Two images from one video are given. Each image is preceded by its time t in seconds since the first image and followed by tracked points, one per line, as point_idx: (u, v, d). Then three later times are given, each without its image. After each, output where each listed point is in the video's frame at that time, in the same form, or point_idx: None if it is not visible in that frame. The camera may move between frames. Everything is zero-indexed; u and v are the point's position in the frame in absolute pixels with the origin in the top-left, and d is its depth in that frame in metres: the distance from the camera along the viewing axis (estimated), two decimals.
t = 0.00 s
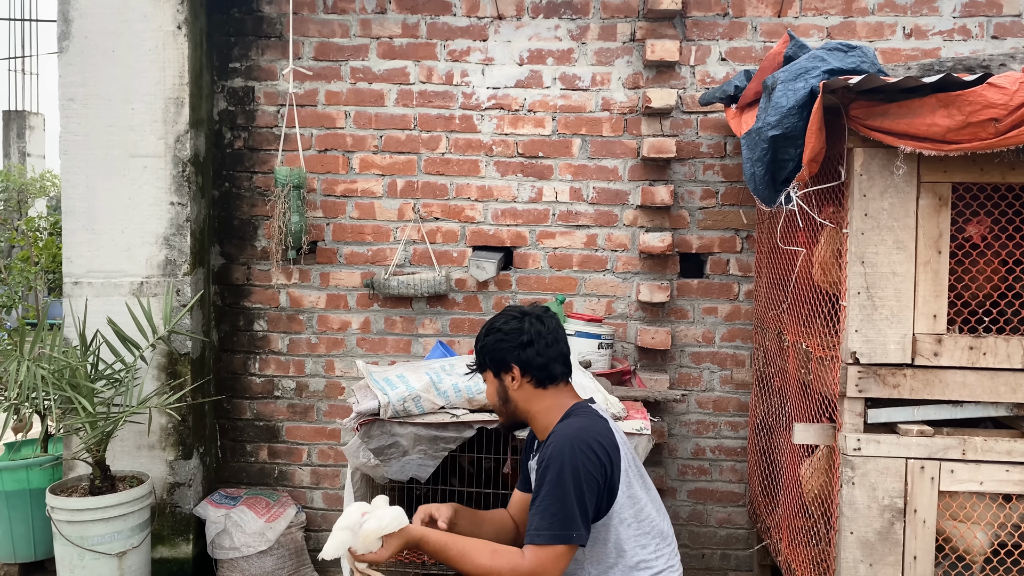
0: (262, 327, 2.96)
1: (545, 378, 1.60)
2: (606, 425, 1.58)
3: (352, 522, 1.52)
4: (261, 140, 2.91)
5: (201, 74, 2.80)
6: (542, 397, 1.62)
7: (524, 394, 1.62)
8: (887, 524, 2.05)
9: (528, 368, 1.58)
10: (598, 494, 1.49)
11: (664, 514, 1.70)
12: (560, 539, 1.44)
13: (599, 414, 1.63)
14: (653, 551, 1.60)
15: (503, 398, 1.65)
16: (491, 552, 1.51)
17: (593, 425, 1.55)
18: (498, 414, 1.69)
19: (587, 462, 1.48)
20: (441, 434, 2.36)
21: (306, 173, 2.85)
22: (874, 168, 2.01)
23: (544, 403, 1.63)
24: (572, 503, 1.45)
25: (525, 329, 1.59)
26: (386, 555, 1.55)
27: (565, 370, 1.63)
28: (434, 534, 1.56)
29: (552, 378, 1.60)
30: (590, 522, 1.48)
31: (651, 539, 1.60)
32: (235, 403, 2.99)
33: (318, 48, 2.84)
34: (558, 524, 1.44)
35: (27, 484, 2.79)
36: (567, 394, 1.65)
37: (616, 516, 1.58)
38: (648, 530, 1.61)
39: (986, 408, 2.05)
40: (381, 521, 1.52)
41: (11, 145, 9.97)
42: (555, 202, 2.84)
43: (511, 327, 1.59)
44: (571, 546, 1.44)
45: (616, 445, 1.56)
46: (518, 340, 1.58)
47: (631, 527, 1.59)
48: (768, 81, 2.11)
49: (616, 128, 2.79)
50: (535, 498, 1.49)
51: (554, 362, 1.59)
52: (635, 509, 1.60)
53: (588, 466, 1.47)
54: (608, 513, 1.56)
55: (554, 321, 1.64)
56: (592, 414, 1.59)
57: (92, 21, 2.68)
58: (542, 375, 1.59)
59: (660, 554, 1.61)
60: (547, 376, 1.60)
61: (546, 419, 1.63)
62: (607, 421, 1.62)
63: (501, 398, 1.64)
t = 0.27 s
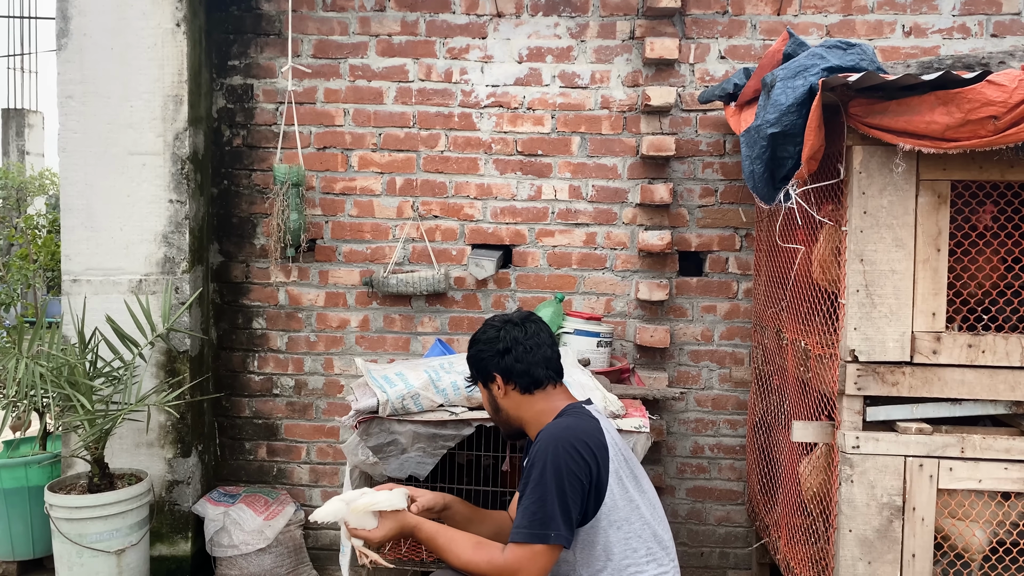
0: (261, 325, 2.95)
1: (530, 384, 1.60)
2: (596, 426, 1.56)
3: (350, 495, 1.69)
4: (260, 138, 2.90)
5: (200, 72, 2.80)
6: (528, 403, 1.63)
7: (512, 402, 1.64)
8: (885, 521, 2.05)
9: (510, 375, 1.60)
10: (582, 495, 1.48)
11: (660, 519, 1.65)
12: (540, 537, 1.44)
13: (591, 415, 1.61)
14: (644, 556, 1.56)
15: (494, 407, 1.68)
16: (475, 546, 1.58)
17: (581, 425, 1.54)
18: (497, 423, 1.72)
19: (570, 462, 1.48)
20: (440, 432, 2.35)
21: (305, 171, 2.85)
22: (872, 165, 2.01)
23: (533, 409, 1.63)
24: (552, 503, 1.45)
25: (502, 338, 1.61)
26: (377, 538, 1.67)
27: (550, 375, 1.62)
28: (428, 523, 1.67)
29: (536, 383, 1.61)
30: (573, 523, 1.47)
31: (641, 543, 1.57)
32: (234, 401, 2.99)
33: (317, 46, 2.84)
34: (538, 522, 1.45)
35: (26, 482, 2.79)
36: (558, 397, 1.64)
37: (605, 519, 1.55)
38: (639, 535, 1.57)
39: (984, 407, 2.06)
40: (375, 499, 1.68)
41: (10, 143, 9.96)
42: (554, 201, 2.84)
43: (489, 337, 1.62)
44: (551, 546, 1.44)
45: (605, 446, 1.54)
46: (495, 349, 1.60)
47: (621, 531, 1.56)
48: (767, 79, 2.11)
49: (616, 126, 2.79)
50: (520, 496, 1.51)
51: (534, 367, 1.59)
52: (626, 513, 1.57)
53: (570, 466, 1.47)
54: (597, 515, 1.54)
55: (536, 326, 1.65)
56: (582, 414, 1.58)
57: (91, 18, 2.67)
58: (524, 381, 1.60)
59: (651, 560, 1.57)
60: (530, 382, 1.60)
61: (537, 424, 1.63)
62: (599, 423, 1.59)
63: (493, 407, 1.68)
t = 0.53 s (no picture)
0: (261, 325, 2.96)
1: (524, 388, 1.60)
2: (589, 433, 1.54)
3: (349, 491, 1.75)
4: (259, 137, 2.91)
5: (199, 71, 2.80)
6: (524, 407, 1.62)
7: (509, 405, 1.64)
8: (884, 521, 2.05)
9: (504, 379, 1.60)
10: (569, 502, 1.46)
11: (657, 527, 1.62)
12: (525, 542, 1.44)
13: (586, 421, 1.58)
14: (633, 565, 1.54)
15: (492, 410, 1.69)
16: (463, 546, 1.60)
17: (573, 432, 1.51)
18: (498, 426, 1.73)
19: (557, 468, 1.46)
20: (439, 432, 2.35)
21: (304, 170, 2.85)
22: (871, 166, 2.01)
23: (530, 412, 1.62)
24: (538, 508, 1.44)
25: (494, 342, 1.62)
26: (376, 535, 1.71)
27: (545, 377, 1.62)
28: (427, 521, 1.69)
29: (530, 387, 1.60)
30: (560, 529, 1.46)
31: (631, 552, 1.54)
32: (233, 400, 2.99)
33: (316, 45, 2.84)
34: (523, 526, 1.45)
35: (25, 481, 2.79)
36: (556, 400, 1.63)
37: (595, 528, 1.53)
38: (630, 545, 1.54)
39: (983, 406, 2.06)
40: (374, 494, 1.76)
41: (9, 142, 9.96)
42: (553, 200, 2.84)
43: (482, 342, 1.64)
44: (535, 551, 1.43)
45: (597, 454, 1.51)
46: (488, 353, 1.61)
47: (612, 540, 1.53)
48: (766, 78, 2.11)
49: (615, 126, 2.79)
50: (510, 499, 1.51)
51: (527, 371, 1.59)
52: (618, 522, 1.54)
53: (557, 472, 1.45)
54: (587, 523, 1.52)
55: (529, 329, 1.65)
56: (577, 420, 1.56)
57: (90, 18, 2.67)
58: (518, 385, 1.60)
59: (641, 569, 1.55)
60: (525, 386, 1.60)
61: (535, 428, 1.62)
62: (594, 429, 1.56)
63: (491, 411, 1.69)
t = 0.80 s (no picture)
0: (260, 324, 2.95)
1: (518, 393, 1.60)
2: (582, 440, 1.51)
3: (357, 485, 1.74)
4: (258, 136, 2.90)
5: (198, 70, 2.79)
6: (519, 411, 1.62)
7: (505, 409, 1.64)
8: (884, 519, 2.05)
9: (497, 385, 1.60)
10: (556, 509, 1.46)
11: (653, 534, 1.59)
12: (510, 547, 1.45)
13: (582, 426, 1.56)
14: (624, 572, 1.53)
15: (491, 412, 1.69)
16: (454, 545, 1.61)
17: (564, 438, 1.50)
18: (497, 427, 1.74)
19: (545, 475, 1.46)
20: (439, 431, 2.35)
21: (303, 169, 2.85)
22: (871, 164, 2.01)
23: (526, 416, 1.62)
24: (524, 514, 1.44)
25: (487, 347, 1.61)
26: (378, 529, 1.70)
27: (539, 384, 1.60)
28: (427, 518, 1.70)
29: (524, 392, 1.59)
30: (547, 536, 1.45)
31: (622, 560, 1.53)
32: (233, 399, 2.99)
33: (315, 44, 2.84)
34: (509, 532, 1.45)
35: (24, 481, 2.79)
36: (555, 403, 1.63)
37: (586, 535, 1.51)
38: (622, 552, 1.53)
39: (983, 404, 2.06)
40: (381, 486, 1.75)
41: (8, 142, 9.96)
42: (553, 199, 2.83)
43: (477, 346, 1.63)
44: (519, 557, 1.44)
45: (588, 462, 1.49)
46: (482, 358, 1.61)
47: (603, 547, 1.52)
48: (766, 77, 2.11)
49: (614, 124, 2.79)
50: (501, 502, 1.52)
51: (518, 378, 1.58)
52: (610, 529, 1.53)
53: (544, 479, 1.44)
54: (577, 530, 1.51)
55: (524, 334, 1.62)
56: (572, 425, 1.54)
57: (89, 17, 2.67)
58: (511, 391, 1.60)
59: None
60: (518, 392, 1.59)
61: (530, 431, 1.63)
62: (588, 436, 1.54)
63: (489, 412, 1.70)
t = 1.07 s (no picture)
0: (259, 323, 2.95)
1: (505, 392, 1.59)
2: (543, 440, 1.45)
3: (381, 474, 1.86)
4: (257, 135, 2.90)
5: (197, 70, 2.79)
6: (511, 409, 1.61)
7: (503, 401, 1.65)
8: (884, 518, 2.05)
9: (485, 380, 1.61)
10: (513, 509, 1.43)
11: (635, 543, 1.48)
12: (473, 544, 1.46)
13: (553, 427, 1.49)
14: None
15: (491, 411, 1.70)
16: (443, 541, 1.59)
17: (525, 437, 1.46)
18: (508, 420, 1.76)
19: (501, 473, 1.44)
20: (439, 430, 2.35)
21: (302, 168, 2.84)
22: (871, 163, 2.01)
23: (517, 413, 1.62)
24: (483, 512, 1.44)
25: (477, 342, 1.61)
26: (389, 516, 1.77)
27: (521, 387, 1.56)
28: (434, 516, 1.73)
29: (509, 392, 1.58)
30: (506, 537, 1.43)
31: (593, 568, 1.44)
32: (232, 399, 2.99)
33: (314, 43, 2.84)
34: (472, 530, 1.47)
35: (24, 481, 2.79)
36: (547, 404, 1.58)
37: (553, 539, 1.44)
38: (592, 559, 1.44)
39: (982, 403, 2.06)
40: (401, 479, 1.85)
41: (7, 142, 9.97)
42: (552, 198, 2.83)
43: (473, 339, 1.64)
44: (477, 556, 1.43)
45: (545, 461, 1.43)
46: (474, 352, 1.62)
47: (573, 552, 1.44)
48: (765, 75, 2.11)
49: (614, 123, 2.79)
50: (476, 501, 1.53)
51: (500, 379, 1.57)
52: (580, 534, 1.44)
53: (498, 477, 1.43)
54: (545, 534, 1.45)
55: (509, 336, 1.56)
56: (541, 425, 1.49)
57: (87, 16, 2.66)
58: (499, 389, 1.60)
59: None
60: (504, 390, 1.59)
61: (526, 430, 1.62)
62: (556, 436, 1.46)
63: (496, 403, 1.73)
